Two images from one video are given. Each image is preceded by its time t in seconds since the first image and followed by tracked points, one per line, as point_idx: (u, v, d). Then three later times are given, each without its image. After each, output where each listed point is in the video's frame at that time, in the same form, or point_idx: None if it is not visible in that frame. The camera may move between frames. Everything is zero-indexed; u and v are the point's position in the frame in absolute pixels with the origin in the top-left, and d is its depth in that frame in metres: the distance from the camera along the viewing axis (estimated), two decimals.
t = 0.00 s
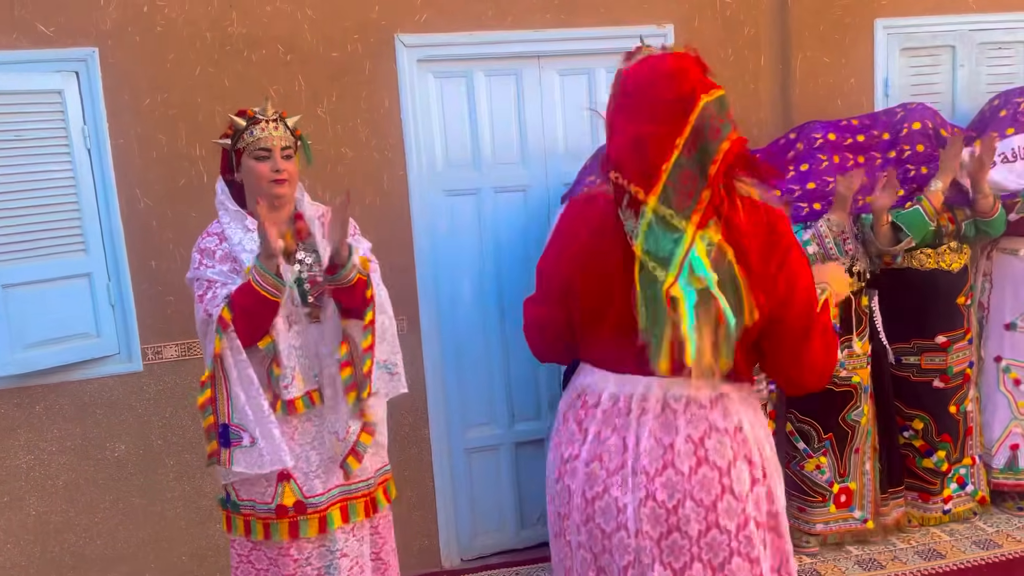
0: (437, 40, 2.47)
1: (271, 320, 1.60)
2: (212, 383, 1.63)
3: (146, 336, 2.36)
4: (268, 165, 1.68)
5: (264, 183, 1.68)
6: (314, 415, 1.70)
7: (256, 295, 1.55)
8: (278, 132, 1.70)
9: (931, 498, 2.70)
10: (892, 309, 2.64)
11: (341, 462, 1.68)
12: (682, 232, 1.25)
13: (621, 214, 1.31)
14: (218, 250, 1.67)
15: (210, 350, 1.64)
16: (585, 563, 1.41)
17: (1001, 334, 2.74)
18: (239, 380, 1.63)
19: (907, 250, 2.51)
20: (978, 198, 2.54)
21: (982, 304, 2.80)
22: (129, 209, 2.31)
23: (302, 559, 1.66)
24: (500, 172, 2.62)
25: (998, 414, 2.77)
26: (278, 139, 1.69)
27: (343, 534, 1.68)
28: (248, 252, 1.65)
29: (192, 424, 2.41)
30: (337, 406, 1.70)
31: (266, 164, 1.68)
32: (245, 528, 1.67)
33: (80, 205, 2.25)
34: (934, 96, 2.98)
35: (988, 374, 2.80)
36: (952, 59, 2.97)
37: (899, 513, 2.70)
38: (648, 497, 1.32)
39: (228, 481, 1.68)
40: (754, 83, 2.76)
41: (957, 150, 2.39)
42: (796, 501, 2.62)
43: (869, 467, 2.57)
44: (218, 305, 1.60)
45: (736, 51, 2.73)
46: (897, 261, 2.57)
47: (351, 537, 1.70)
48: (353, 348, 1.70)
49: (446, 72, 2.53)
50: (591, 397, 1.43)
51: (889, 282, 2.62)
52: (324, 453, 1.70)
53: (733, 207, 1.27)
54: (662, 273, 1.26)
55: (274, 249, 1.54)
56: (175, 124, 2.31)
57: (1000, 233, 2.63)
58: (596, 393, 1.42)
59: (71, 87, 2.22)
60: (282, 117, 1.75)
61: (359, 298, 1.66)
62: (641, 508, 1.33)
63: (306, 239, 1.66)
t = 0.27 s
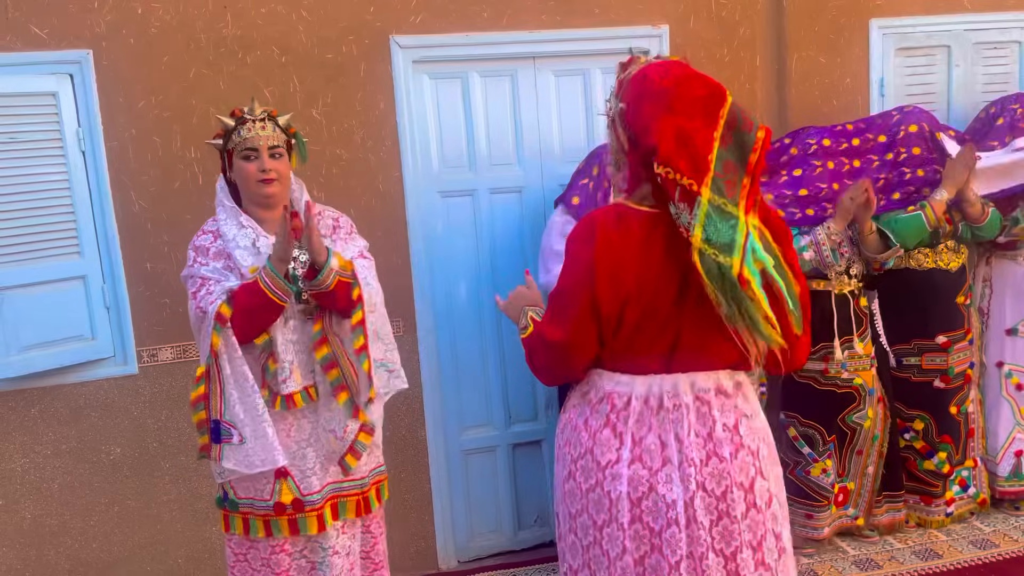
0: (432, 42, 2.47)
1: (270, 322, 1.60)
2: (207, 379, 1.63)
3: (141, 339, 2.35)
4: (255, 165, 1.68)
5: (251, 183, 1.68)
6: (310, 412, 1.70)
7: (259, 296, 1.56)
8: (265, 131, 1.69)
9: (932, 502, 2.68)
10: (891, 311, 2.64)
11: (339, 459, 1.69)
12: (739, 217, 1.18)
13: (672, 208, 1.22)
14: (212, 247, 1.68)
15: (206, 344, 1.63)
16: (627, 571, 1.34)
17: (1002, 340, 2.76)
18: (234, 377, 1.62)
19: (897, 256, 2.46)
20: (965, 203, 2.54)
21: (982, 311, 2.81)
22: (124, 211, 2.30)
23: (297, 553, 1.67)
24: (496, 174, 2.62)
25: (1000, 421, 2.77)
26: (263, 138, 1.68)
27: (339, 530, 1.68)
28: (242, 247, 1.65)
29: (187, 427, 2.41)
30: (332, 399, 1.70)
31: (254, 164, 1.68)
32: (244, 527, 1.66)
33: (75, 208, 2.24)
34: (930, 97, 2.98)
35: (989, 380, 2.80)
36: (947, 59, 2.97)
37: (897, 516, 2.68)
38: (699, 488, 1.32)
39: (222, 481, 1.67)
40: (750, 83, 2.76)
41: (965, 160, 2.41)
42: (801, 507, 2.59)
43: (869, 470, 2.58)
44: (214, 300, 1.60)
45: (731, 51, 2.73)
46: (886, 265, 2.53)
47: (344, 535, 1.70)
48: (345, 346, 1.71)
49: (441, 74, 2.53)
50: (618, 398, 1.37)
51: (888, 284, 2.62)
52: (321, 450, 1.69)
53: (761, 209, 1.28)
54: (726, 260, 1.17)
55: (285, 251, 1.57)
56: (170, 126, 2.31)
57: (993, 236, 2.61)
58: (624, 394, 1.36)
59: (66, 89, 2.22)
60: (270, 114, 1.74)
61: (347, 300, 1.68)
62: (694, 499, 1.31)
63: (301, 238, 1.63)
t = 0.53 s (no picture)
0: (429, 42, 2.47)
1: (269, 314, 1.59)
2: (208, 372, 1.62)
3: (139, 341, 2.35)
4: (250, 164, 1.68)
5: (247, 182, 1.68)
6: (308, 406, 1.69)
7: (263, 289, 1.56)
8: (261, 131, 1.69)
9: (931, 498, 2.69)
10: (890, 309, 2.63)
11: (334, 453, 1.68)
12: (713, 207, 1.35)
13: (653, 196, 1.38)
14: (213, 241, 1.68)
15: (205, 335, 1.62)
16: (659, 537, 1.47)
17: (1005, 334, 2.75)
18: (234, 370, 1.61)
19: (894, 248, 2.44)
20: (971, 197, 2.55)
21: (983, 304, 2.80)
22: (122, 213, 2.30)
23: (295, 551, 1.66)
24: (494, 174, 2.62)
25: (1003, 413, 2.77)
26: (259, 138, 1.68)
27: (338, 528, 1.67)
28: (241, 241, 1.64)
29: (185, 430, 2.40)
30: (329, 393, 1.68)
31: (249, 164, 1.67)
32: (239, 523, 1.66)
33: (72, 210, 2.24)
34: (928, 97, 2.98)
35: (992, 373, 2.79)
36: (944, 59, 2.97)
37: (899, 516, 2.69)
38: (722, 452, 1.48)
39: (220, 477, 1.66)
40: (747, 83, 2.76)
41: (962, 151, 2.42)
42: (799, 506, 2.59)
43: (871, 471, 2.56)
44: (214, 294, 1.59)
45: (729, 51, 2.73)
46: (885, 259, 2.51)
47: (344, 533, 1.69)
48: (335, 340, 1.70)
49: (439, 74, 2.53)
50: (627, 374, 1.52)
51: (887, 281, 2.61)
52: (318, 445, 1.68)
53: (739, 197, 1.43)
54: (699, 244, 1.35)
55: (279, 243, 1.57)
56: (167, 128, 2.30)
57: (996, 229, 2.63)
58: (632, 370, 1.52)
59: (63, 91, 2.21)
60: (264, 113, 1.73)
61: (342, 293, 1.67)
62: (719, 461, 1.48)
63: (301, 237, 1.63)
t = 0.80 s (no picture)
0: (429, 44, 2.47)
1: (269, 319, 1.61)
2: (208, 381, 1.64)
3: (139, 343, 2.34)
4: (254, 170, 1.67)
5: (252, 188, 1.68)
6: (312, 416, 1.69)
7: (255, 295, 1.56)
8: (264, 136, 1.68)
9: (929, 498, 2.70)
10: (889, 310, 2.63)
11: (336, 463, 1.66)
12: (695, 197, 1.42)
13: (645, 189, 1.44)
14: (218, 252, 1.68)
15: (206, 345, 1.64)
16: (649, 516, 1.52)
17: (1004, 333, 2.75)
18: (235, 380, 1.62)
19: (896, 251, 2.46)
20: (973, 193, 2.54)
21: (983, 304, 2.80)
22: (121, 215, 2.30)
23: (297, 561, 1.65)
24: (494, 175, 2.61)
25: (1003, 413, 2.77)
26: (262, 143, 1.68)
27: (339, 539, 1.67)
28: (246, 252, 1.64)
29: (185, 432, 2.40)
30: (333, 403, 1.67)
31: (253, 169, 1.67)
32: (244, 529, 1.66)
33: (71, 212, 2.24)
34: (927, 97, 2.98)
35: (992, 373, 2.79)
36: (944, 59, 2.97)
37: (897, 513, 2.69)
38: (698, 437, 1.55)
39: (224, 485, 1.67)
40: (747, 84, 2.76)
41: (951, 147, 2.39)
42: (794, 504, 2.60)
43: (868, 470, 2.56)
44: (216, 305, 1.60)
45: (729, 52, 2.73)
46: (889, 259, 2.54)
47: (348, 543, 1.68)
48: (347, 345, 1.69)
49: (439, 75, 2.53)
50: (619, 364, 1.57)
51: (885, 281, 2.60)
52: (321, 455, 1.68)
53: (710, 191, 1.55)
54: (689, 232, 1.40)
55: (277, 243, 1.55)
56: (166, 130, 2.30)
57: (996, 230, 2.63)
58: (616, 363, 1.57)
59: (62, 93, 2.21)
60: (268, 119, 1.73)
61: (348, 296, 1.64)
62: (696, 446, 1.54)
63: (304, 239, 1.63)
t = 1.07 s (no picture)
0: (430, 45, 2.47)
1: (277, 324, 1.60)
2: (219, 384, 1.62)
3: (141, 344, 2.34)
4: (265, 172, 1.67)
5: (263, 192, 1.67)
6: (323, 418, 1.69)
7: (267, 301, 1.56)
8: (274, 139, 1.68)
9: (936, 502, 2.68)
10: (891, 314, 2.64)
11: (349, 465, 1.68)
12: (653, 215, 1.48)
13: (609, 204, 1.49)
14: (228, 254, 1.68)
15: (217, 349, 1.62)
16: (620, 512, 1.53)
17: (1005, 339, 2.75)
18: (246, 383, 1.61)
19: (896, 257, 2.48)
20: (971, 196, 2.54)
21: (984, 311, 2.81)
22: (123, 217, 2.30)
23: (309, 561, 1.66)
24: (494, 177, 2.62)
25: (1012, 422, 2.75)
26: (272, 146, 1.67)
27: (350, 541, 1.67)
28: (257, 257, 1.64)
29: (188, 433, 2.40)
30: (342, 404, 1.68)
31: (263, 172, 1.67)
32: (255, 532, 1.65)
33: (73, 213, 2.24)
34: (928, 97, 2.98)
35: (996, 381, 2.79)
36: (945, 59, 2.97)
37: (901, 518, 2.69)
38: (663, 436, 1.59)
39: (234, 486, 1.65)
40: (748, 84, 2.76)
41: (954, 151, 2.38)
42: (805, 513, 2.56)
43: (873, 472, 2.57)
44: (225, 309, 1.59)
45: (729, 53, 2.73)
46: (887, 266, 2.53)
47: (359, 545, 1.69)
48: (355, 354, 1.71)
49: (440, 77, 2.53)
50: (588, 367, 1.58)
51: (888, 284, 2.61)
52: (332, 457, 1.68)
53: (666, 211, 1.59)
54: (644, 249, 1.47)
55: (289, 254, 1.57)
56: (168, 131, 2.30)
57: (994, 233, 2.64)
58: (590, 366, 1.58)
59: (63, 95, 2.21)
60: (279, 122, 1.72)
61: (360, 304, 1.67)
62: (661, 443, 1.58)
63: (314, 245, 1.65)
